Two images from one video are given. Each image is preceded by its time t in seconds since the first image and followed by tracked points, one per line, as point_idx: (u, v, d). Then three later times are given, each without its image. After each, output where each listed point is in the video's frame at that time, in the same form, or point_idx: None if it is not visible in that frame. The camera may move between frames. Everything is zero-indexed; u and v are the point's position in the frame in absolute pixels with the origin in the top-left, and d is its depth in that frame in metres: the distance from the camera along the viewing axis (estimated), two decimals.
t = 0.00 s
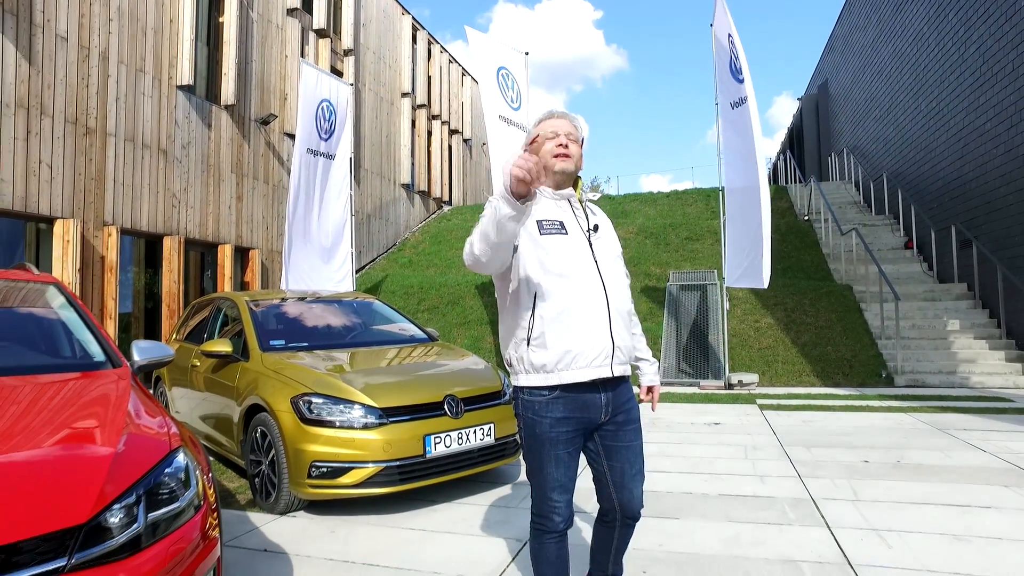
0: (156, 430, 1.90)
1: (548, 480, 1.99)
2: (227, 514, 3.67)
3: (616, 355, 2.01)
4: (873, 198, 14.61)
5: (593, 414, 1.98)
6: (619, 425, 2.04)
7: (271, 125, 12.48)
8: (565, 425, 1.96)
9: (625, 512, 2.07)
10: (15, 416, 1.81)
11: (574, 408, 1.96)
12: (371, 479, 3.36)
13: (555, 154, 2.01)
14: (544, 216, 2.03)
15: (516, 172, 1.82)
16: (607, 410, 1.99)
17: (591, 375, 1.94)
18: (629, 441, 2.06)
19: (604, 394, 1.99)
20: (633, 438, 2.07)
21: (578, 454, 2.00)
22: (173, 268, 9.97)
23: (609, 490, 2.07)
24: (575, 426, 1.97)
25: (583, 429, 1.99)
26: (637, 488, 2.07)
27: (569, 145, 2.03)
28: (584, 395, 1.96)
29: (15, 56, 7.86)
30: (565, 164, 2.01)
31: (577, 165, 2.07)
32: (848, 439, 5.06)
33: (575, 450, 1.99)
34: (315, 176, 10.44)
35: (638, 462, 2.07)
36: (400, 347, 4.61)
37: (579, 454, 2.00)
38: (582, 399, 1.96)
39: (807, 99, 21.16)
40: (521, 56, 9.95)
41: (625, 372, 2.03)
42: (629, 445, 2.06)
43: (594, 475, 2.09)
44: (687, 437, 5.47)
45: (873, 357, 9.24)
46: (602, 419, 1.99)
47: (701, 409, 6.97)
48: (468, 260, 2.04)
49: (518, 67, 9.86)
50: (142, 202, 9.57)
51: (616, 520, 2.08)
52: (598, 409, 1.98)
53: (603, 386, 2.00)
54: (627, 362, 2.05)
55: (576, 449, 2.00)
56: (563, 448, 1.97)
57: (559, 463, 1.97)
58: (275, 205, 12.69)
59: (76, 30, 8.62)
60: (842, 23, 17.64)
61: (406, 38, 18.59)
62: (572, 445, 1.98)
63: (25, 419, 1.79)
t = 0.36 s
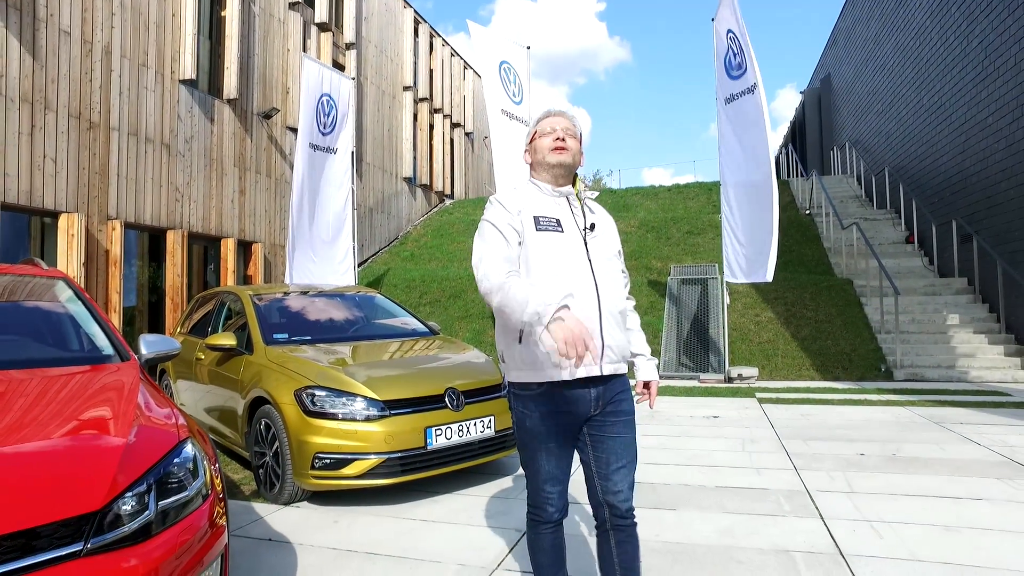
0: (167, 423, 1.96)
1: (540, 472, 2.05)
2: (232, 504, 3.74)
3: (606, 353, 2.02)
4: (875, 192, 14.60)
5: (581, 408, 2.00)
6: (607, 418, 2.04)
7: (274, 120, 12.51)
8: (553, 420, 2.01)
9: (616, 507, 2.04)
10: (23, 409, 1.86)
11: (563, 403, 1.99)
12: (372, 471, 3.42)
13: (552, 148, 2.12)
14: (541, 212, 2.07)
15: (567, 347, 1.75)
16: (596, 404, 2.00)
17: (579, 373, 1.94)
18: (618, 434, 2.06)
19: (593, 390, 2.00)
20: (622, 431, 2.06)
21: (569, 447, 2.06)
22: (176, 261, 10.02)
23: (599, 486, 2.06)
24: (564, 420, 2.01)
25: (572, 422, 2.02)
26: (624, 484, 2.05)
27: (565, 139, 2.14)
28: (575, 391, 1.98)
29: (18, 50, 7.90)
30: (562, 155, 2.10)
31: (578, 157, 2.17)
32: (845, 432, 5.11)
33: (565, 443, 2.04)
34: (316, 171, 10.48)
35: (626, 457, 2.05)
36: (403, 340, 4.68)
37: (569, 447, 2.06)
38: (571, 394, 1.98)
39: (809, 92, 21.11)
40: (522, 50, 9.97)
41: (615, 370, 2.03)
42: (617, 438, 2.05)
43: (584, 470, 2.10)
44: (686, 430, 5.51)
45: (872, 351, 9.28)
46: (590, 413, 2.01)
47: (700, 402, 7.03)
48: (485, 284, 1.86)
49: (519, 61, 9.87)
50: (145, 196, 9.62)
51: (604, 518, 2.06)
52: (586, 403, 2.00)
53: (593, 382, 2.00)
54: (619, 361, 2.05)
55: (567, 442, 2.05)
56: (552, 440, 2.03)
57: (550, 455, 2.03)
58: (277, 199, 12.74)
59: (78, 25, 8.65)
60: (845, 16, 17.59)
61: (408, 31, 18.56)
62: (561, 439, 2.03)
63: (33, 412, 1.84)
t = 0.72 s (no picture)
0: (173, 415, 2.02)
1: (535, 468, 2.06)
2: (236, 496, 3.80)
3: (598, 355, 1.98)
4: (877, 186, 14.58)
5: (574, 408, 2.00)
6: (603, 419, 2.03)
7: (276, 114, 12.53)
8: (547, 417, 2.01)
9: (614, 508, 1.99)
10: (30, 402, 1.91)
11: (555, 402, 1.99)
12: (373, 462, 3.48)
13: (560, 154, 2.07)
14: (538, 212, 2.04)
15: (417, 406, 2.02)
16: (589, 405, 1.99)
17: (568, 374, 1.96)
18: (615, 435, 2.02)
19: (587, 391, 1.99)
20: (620, 432, 2.02)
21: (564, 444, 2.05)
22: (180, 255, 10.09)
23: (598, 486, 2.02)
24: (557, 418, 2.01)
25: (566, 421, 2.02)
26: (623, 486, 1.99)
27: (574, 144, 2.07)
28: (567, 391, 1.99)
29: (21, 45, 7.93)
30: (569, 167, 2.06)
31: (586, 162, 2.11)
32: (841, 426, 5.15)
33: (560, 440, 2.03)
34: (318, 166, 10.51)
35: (626, 457, 2.01)
36: (405, 334, 4.73)
37: (564, 444, 2.05)
38: (564, 394, 1.99)
39: (812, 86, 21.04)
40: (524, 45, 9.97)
41: (609, 371, 2.00)
42: (615, 439, 2.02)
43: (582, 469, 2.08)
44: (684, 424, 5.57)
45: (872, 346, 9.30)
46: (583, 413, 2.00)
47: (700, 396, 7.07)
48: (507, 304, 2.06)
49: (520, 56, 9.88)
50: (149, 191, 9.68)
51: (603, 520, 2.02)
52: (579, 404, 2.00)
53: (586, 383, 1.99)
54: (614, 362, 2.01)
55: (562, 440, 2.04)
56: (547, 437, 2.02)
57: (544, 452, 2.03)
58: (280, 194, 12.79)
59: (81, 20, 8.67)
60: (849, 10, 17.51)
61: (410, 25, 18.53)
62: (556, 436, 2.02)
63: (40, 404, 1.90)
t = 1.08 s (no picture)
0: (177, 412, 2.07)
1: (539, 467, 2.07)
2: (240, 489, 3.87)
3: (601, 358, 1.94)
4: (879, 182, 14.57)
5: (578, 414, 1.99)
6: (609, 428, 2.00)
7: (278, 110, 12.57)
8: (550, 419, 2.02)
9: (615, 518, 2.00)
10: (37, 397, 1.97)
11: (559, 405, 2.00)
12: (373, 457, 3.54)
13: (573, 156, 2.02)
14: (544, 209, 2.01)
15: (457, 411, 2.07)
16: (594, 412, 1.97)
17: (569, 377, 1.94)
18: (620, 445, 2.00)
19: (592, 397, 1.97)
20: (626, 444, 1.99)
21: (570, 447, 2.05)
22: (183, 251, 10.15)
23: (602, 494, 2.03)
24: (561, 422, 2.01)
25: (571, 426, 2.02)
26: (625, 498, 1.99)
27: (587, 144, 2.01)
28: (570, 396, 1.98)
29: (24, 41, 7.97)
30: (583, 170, 2.02)
31: (600, 161, 2.05)
32: (838, 422, 5.20)
33: (564, 444, 2.03)
34: (319, 162, 10.56)
35: (631, 470, 1.99)
36: (405, 331, 4.78)
37: (570, 448, 2.04)
38: (567, 399, 1.98)
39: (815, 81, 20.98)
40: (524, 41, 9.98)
41: (616, 376, 1.95)
42: (620, 449, 2.00)
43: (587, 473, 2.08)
44: (683, 420, 5.61)
45: (872, 342, 9.34)
46: (587, 420, 1.99)
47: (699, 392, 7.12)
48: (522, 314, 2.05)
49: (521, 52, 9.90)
50: (152, 186, 9.73)
51: (603, 525, 2.04)
52: (584, 410, 1.98)
53: (592, 388, 1.96)
54: (622, 366, 1.95)
55: (567, 444, 2.04)
56: (550, 439, 2.02)
57: (547, 455, 2.04)
58: (282, 189, 12.84)
59: (84, 17, 8.71)
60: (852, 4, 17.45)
61: (412, 21, 18.51)
62: (560, 439, 2.02)
63: (47, 400, 1.96)
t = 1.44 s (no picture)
0: (183, 409, 2.12)
1: (545, 471, 1.97)
2: (242, 486, 3.92)
3: (617, 357, 1.85)
4: (879, 180, 14.60)
5: (591, 415, 1.88)
6: (623, 432, 1.90)
7: (279, 108, 12.61)
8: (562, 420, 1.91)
9: (623, 520, 1.93)
10: (40, 397, 2.01)
11: (572, 406, 1.89)
12: (374, 454, 3.59)
13: (592, 152, 1.94)
14: (563, 205, 1.94)
15: (553, 390, 1.79)
16: (607, 414, 1.87)
17: (583, 377, 1.85)
18: (633, 450, 1.90)
19: (606, 398, 1.87)
20: (638, 450, 1.89)
21: (580, 452, 1.93)
22: (184, 249, 10.19)
23: (612, 495, 1.95)
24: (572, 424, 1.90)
25: (581, 429, 1.90)
26: (635, 501, 1.92)
27: (605, 140, 1.93)
28: (585, 395, 1.87)
29: (27, 40, 8.00)
30: (602, 166, 1.93)
31: (622, 158, 1.97)
32: (834, 419, 5.25)
33: (574, 448, 1.92)
34: (320, 161, 10.61)
35: (644, 474, 1.91)
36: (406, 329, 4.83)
37: (579, 453, 1.93)
38: (581, 398, 1.87)
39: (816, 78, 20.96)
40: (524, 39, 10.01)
41: (634, 377, 1.85)
42: (632, 455, 1.90)
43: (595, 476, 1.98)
44: (681, 417, 5.66)
45: (869, 339, 9.40)
46: (600, 423, 1.89)
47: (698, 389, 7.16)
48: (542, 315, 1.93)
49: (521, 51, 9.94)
50: (153, 185, 9.78)
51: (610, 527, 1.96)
52: (598, 412, 1.88)
53: (607, 389, 1.87)
54: (640, 367, 1.86)
55: (577, 448, 1.93)
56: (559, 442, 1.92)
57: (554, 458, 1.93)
58: (283, 187, 12.88)
59: (86, 15, 8.73)
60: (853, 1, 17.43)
61: (412, 18, 18.50)
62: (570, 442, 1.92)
63: (51, 399, 2.00)
